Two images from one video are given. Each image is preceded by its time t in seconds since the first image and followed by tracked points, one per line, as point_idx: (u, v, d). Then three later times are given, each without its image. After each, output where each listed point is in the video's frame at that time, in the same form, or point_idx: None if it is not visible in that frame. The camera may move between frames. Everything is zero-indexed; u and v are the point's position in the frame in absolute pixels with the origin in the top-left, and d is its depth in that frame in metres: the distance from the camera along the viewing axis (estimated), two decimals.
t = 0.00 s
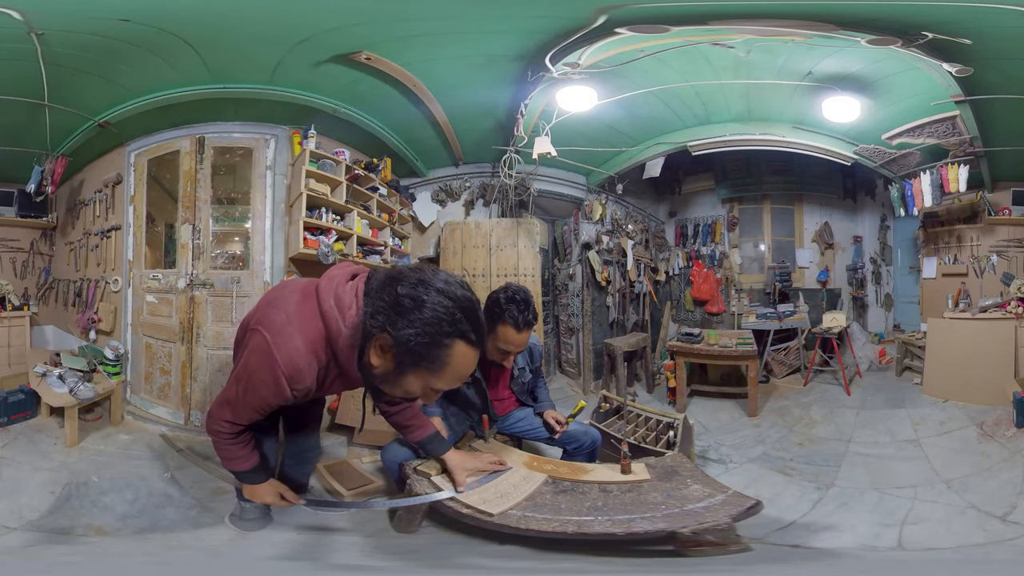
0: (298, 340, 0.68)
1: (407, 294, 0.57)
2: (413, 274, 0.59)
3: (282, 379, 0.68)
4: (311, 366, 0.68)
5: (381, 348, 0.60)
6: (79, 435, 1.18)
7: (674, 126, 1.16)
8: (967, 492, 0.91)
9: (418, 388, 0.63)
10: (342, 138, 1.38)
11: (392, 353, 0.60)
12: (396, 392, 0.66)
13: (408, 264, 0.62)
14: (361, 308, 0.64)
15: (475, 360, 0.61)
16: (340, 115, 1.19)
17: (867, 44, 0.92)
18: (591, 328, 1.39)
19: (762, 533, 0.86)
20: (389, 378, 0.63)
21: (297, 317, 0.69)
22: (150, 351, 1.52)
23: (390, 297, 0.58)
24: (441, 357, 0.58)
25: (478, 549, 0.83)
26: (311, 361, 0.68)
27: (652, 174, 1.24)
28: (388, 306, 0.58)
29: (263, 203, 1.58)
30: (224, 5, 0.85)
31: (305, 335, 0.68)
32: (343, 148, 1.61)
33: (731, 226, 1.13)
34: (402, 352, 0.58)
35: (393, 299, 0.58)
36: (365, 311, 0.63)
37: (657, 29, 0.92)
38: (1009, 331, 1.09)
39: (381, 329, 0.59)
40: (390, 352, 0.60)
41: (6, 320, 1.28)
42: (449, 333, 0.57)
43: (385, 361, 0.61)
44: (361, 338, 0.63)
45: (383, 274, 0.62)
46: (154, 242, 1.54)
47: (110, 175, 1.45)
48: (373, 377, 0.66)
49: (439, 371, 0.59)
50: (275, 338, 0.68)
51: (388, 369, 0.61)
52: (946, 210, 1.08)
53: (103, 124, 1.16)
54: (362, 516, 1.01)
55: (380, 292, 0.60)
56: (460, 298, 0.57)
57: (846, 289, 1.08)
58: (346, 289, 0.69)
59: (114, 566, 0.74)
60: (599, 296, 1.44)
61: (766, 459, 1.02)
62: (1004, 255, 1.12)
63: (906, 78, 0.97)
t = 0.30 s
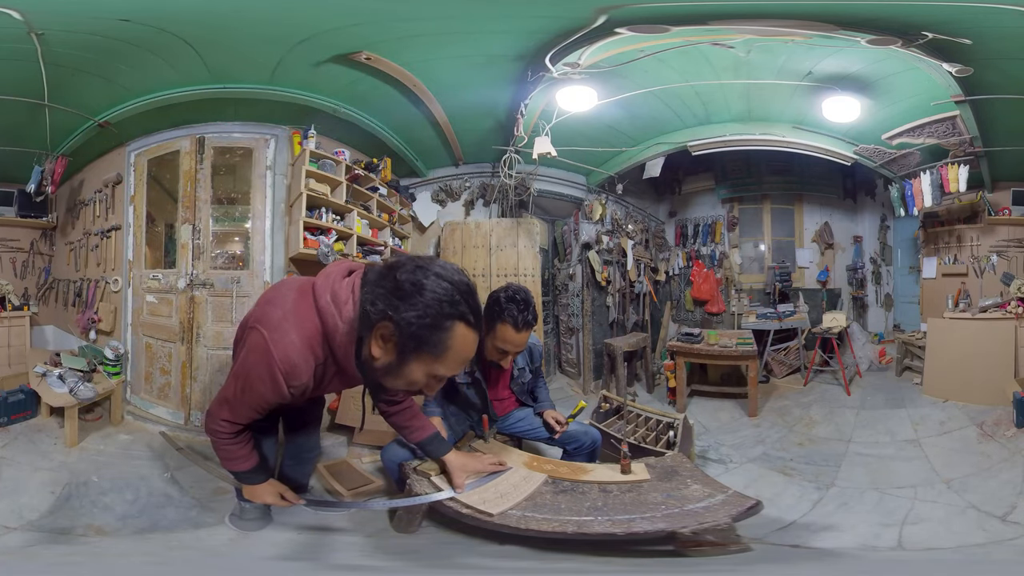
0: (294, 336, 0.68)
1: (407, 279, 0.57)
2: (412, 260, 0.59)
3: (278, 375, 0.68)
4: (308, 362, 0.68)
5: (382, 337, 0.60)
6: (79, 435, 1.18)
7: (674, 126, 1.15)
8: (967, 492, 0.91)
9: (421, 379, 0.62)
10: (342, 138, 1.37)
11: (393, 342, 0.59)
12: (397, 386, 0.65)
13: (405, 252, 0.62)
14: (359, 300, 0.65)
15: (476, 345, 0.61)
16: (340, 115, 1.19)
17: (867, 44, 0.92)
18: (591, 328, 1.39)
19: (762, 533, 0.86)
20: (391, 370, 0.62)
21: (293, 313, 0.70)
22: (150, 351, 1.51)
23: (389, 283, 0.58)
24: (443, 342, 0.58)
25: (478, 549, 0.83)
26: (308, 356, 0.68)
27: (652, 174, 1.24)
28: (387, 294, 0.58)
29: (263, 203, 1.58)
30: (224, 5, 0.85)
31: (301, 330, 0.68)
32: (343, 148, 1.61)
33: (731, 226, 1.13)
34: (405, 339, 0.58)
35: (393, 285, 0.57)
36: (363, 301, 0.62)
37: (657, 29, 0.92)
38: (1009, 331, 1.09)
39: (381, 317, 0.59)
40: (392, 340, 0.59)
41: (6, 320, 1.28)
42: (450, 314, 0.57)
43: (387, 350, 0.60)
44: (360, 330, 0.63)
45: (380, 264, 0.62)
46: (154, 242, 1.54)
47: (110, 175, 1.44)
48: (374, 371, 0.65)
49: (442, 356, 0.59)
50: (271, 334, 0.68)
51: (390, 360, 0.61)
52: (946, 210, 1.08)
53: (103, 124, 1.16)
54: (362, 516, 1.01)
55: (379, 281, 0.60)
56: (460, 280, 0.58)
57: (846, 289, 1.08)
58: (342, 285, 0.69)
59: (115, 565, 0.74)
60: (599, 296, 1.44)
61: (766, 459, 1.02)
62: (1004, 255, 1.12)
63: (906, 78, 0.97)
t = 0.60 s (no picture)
0: (288, 334, 0.68)
1: (402, 269, 0.57)
2: (407, 251, 0.59)
3: (273, 374, 0.68)
4: (303, 361, 0.69)
5: (378, 330, 0.60)
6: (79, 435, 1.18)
7: (674, 126, 1.15)
8: (967, 492, 0.91)
9: (420, 372, 0.62)
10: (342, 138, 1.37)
11: (391, 334, 0.59)
12: (395, 381, 0.65)
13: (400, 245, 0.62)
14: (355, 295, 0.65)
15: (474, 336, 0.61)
16: (340, 116, 1.18)
17: (867, 44, 0.92)
18: (591, 328, 1.39)
19: (762, 533, 0.86)
20: (388, 364, 0.62)
21: (287, 311, 0.70)
22: (150, 351, 1.51)
23: (385, 274, 0.58)
24: (441, 333, 0.58)
25: (478, 548, 0.83)
26: (302, 354, 0.68)
27: (652, 174, 1.24)
28: (382, 286, 0.58)
29: (262, 203, 1.58)
30: (224, 5, 0.85)
31: (295, 329, 0.68)
32: (343, 148, 1.61)
33: (731, 226, 1.13)
34: (403, 330, 0.58)
35: (389, 275, 0.58)
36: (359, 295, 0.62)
37: (656, 29, 0.92)
38: (1009, 331, 1.09)
39: (377, 310, 0.59)
40: (390, 332, 0.59)
41: (6, 320, 1.28)
42: (448, 303, 0.57)
43: (385, 343, 0.60)
44: (356, 324, 0.63)
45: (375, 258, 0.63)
46: (154, 242, 1.54)
47: (109, 176, 1.43)
48: (371, 367, 0.65)
49: (440, 348, 0.59)
50: (265, 333, 0.68)
51: (388, 353, 0.61)
52: (946, 210, 1.08)
53: (103, 125, 1.17)
54: (363, 516, 1.01)
55: (374, 273, 0.60)
56: (457, 269, 0.58)
57: (845, 289, 1.08)
58: (337, 283, 0.70)
59: (114, 565, 0.74)
60: (599, 296, 1.44)
61: (766, 459, 1.02)
62: (1004, 255, 1.10)
63: (906, 78, 0.97)
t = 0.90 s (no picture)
0: (281, 329, 0.68)
1: (397, 246, 0.59)
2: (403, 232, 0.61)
3: (266, 369, 0.68)
4: (299, 356, 0.69)
5: (376, 312, 0.60)
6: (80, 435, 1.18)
7: (674, 126, 1.15)
8: (967, 492, 0.92)
9: (422, 353, 0.61)
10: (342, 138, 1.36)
11: (389, 314, 0.60)
12: (396, 369, 0.64)
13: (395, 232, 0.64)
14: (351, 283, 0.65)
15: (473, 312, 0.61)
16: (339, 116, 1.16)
17: (868, 44, 0.93)
18: (590, 328, 1.37)
19: (762, 533, 0.86)
20: (389, 349, 0.61)
21: (284, 307, 0.70)
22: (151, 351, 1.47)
23: (381, 254, 0.60)
24: (440, 306, 0.58)
25: (478, 548, 0.83)
26: (298, 349, 0.69)
27: (652, 174, 1.24)
28: (378, 265, 0.59)
29: (263, 203, 1.58)
30: (224, 4, 0.86)
31: (290, 324, 0.69)
32: (343, 148, 1.61)
33: (731, 226, 1.13)
34: (402, 306, 0.58)
35: (385, 253, 0.59)
36: (355, 281, 0.63)
37: (657, 29, 0.94)
38: (1009, 331, 1.08)
39: (375, 288, 0.59)
40: (389, 311, 0.59)
41: (7, 320, 1.26)
42: (445, 275, 0.57)
43: (384, 323, 0.60)
44: (355, 310, 0.63)
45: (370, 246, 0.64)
46: (154, 242, 1.52)
47: (109, 175, 1.37)
48: (371, 355, 0.65)
49: (440, 322, 0.58)
50: (261, 327, 0.69)
51: (388, 334, 0.61)
52: (946, 210, 1.08)
53: (102, 126, 1.16)
54: (362, 516, 1.01)
55: (370, 256, 0.62)
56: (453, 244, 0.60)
57: (846, 289, 1.08)
58: (331, 278, 0.70)
59: (115, 564, 0.75)
60: (598, 296, 1.39)
61: (766, 459, 1.02)
62: (1004, 255, 1.07)
63: (906, 78, 0.97)
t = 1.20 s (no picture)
0: (278, 306, 0.69)
1: (402, 219, 0.64)
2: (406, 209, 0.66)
3: (259, 344, 0.69)
4: (293, 335, 0.70)
5: (386, 279, 0.64)
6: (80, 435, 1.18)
7: (674, 126, 1.15)
8: (967, 492, 0.92)
9: (432, 317, 0.64)
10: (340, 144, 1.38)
11: (398, 281, 0.64)
12: (405, 336, 0.67)
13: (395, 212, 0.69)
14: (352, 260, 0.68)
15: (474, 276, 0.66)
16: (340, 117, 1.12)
17: (867, 44, 0.94)
18: (591, 328, 1.38)
19: (762, 532, 0.86)
20: (401, 314, 0.65)
21: (280, 285, 0.71)
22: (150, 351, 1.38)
23: (387, 227, 0.65)
24: (448, 270, 0.63)
25: (478, 548, 0.83)
26: (292, 329, 0.70)
27: (652, 175, 1.24)
28: (387, 234, 0.64)
29: (262, 204, 1.53)
30: (224, 4, 0.88)
31: (285, 303, 0.70)
32: (343, 148, 1.58)
33: (731, 226, 1.13)
34: (411, 271, 0.63)
35: (391, 224, 0.64)
36: (359, 256, 0.67)
37: (657, 29, 0.95)
38: (1009, 332, 1.08)
39: (386, 255, 0.64)
40: (398, 278, 0.64)
41: (6, 320, 1.26)
42: (449, 241, 0.63)
43: (393, 291, 0.65)
44: (363, 281, 0.67)
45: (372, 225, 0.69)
46: (154, 242, 1.47)
47: (110, 174, 1.31)
48: (380, 324, 0.68)
49: (448, 284, 0.63)
50: (256, 302, 0.70)
51: (398, 301, 0.65)
52: (946, 210, 1.08)
53: (102, 126, 1.15)
54: (362, 516, 1.01)
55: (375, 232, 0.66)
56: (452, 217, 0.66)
57: (846, 289, 1.08)
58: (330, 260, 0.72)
59: (116, 564, 0.76)
60: (599, 296, 1.37)
61: (766, 459, 1.02)
62: (1003, 255, 1.07)
63: (906, 78, 0.98)
